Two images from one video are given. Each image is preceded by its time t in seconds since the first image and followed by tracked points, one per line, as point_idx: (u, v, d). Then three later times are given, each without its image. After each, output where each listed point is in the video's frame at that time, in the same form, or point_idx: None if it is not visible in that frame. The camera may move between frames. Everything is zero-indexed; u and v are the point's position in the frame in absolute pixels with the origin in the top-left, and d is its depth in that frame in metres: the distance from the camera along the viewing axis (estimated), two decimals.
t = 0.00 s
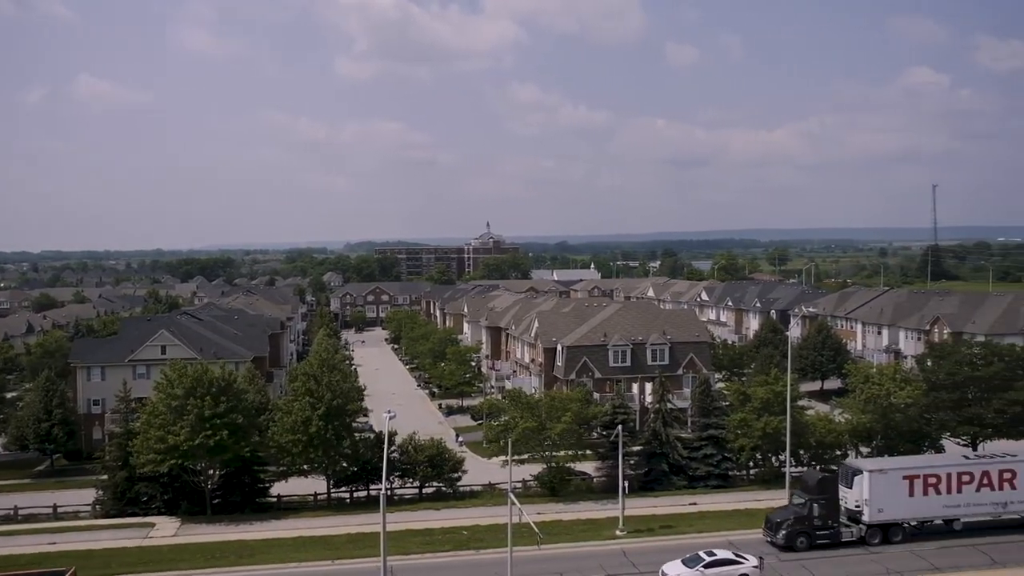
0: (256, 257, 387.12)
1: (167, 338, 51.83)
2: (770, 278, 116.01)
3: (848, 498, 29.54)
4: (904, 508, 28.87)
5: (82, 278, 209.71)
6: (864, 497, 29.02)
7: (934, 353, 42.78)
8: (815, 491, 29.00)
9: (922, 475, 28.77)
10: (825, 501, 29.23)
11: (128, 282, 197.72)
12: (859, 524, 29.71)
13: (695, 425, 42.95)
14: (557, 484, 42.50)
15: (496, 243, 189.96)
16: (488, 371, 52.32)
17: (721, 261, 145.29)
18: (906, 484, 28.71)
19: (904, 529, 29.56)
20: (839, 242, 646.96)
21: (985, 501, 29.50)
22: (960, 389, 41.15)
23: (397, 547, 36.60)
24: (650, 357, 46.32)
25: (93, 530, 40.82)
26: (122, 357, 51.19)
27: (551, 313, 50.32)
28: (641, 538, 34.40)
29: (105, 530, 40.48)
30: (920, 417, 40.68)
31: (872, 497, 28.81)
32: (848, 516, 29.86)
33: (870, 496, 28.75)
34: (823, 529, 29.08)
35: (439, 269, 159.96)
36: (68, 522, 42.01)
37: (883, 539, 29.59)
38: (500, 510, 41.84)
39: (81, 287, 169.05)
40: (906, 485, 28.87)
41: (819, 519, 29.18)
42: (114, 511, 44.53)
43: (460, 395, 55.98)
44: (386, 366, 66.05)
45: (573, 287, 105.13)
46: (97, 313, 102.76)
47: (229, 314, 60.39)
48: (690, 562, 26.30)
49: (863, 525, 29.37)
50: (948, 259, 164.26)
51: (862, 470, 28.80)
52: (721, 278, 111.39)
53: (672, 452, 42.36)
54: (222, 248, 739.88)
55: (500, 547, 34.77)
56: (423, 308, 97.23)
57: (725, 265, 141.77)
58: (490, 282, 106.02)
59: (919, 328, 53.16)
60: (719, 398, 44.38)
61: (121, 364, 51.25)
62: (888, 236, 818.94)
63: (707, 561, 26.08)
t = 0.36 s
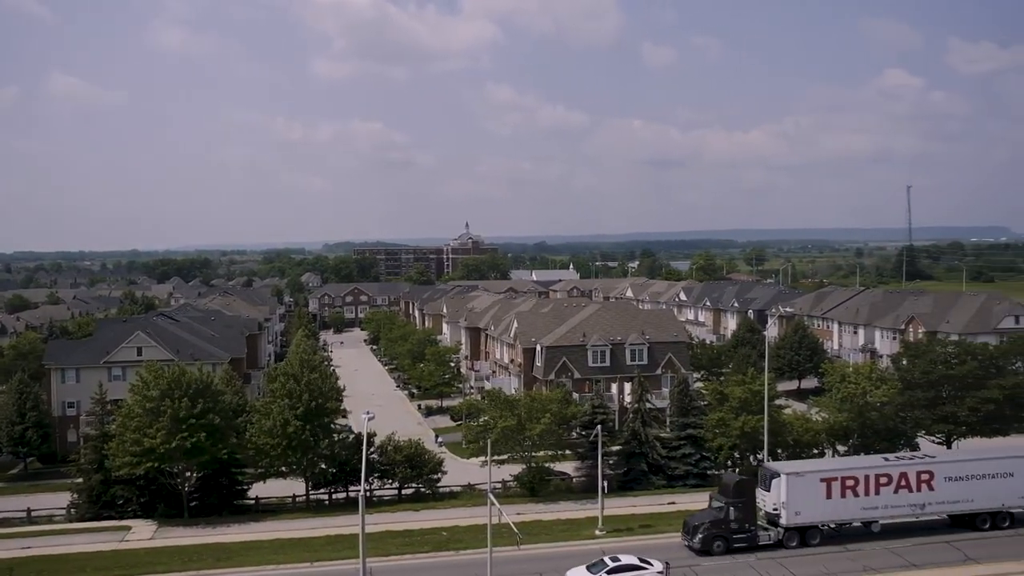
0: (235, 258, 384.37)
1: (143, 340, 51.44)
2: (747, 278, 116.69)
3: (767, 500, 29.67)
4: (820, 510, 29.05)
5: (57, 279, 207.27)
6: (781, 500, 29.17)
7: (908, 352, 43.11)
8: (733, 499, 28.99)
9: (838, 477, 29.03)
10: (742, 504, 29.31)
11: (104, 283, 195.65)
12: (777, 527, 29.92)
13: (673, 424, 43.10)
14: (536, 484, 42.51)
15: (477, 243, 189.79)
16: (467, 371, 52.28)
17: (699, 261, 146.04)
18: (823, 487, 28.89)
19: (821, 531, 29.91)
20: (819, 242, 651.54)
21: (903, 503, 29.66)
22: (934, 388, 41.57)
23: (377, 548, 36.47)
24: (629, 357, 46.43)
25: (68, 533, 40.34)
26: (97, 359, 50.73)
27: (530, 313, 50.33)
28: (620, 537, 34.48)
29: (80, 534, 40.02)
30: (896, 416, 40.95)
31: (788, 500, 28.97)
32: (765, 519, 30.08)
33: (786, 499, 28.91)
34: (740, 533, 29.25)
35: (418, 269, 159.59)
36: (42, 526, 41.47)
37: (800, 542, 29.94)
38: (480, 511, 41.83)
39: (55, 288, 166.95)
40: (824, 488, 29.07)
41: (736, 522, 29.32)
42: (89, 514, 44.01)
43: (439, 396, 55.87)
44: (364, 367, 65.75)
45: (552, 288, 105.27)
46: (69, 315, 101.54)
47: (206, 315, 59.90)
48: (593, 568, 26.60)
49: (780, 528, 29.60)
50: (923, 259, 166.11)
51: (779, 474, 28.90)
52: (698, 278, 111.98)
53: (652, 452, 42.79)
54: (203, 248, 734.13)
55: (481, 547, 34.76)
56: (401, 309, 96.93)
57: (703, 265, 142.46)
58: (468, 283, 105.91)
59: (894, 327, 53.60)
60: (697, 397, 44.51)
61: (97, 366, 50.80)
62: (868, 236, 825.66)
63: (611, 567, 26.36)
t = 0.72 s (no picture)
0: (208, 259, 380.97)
1: (111, 342, 50.75)
2: (717, 279, 117.67)
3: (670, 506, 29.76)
4: (724, 515, 29.28)
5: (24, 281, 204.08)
6: (684, 505, 29.30)
7: (877, 352, 43.53)
8: (633, 506, 28.83)
9: (742, 482, 29.36)
10: (644, 510, 29.22)
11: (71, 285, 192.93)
12: (681, 533, 29.99)
13: (645, 425, 43.12)
14: (509, 485, 42.65)
15: (451, 244, 189.53)
16: (440, 373, 52.19)
17: (671, 262, 146.94)
18: (728, 491, 29.15)
19: (725, 537, 30.03)
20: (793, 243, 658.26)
21: (807, 507, 30.04)
22: (902, 387, 42.05)
23: (349, 551, 36.26)
24: (601, 358, 46.56)
25: (33, 539, 39.69)
26: (63, 362, 49.98)
27: (503, 314, 50.32)
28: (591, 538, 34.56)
29: (46, 540, 39.39)
30: (864, 415, 41.39)
31: (691, 505, 29.12)
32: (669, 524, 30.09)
33: (689, 504, 29.03)
34: (641, 538, 29.21)
35: (392, 270, 159.06)
36: (6, 531, 40.76)
37: (704, 547, 29.97)
38: (453, 512, 41.74)
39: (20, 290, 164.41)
40: (727, 493, 29.35)
41: (637, 528, 29.24)
42: (55, 520, 43.30)
43: (411, 398, 55.67)
44: (336, 369, 65.31)
45: (524, 289, 105.38)
46: (32, 318, 99.90)
47: (175, 317, 59.20)
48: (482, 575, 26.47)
49: (684, 534, 29.66)
50: (891, 260, 168.54)
51: (683, 479, 29.00)
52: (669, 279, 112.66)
53: (624, 452, 42.94)
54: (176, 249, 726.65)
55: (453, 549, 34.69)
56: (374, 310, 96.62)
57: (675, 266, 143.38)
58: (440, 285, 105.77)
59: (863, 327, 54.18)
60: (669, 397, 44.63)
61: (63, 369, 50.04)
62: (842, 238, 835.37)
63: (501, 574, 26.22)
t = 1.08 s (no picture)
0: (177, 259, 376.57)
1: (76, 344, 49.90)
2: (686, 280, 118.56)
3: (580, 513, 29.42)
4: (634, 520, 28.95)
5: None
6: (592, 511, 28.90)
7: (843, 352, 43.97)
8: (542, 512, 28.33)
9: (652, 487, 28.96)
10: (550, 517, 28.85)
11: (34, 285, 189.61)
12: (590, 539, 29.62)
13: (615, 425, 43.15)
14: (480, 486, 42.38)
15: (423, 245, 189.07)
16: (411, 374, 52.01)
17: (641, 263, 147.77)
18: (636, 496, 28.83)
19: (634, 543, 29.71)
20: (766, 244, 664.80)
21: (718, 512, 29.83)
22: (867, 387, 42.54)
23: (319, 553, 35.99)
24: (572, 358, 46.65)
25: None
26: (26, 365, 49.04)
27: (473, 315, 50.27)
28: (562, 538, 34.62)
29: (8, 545, 38.67)
30: (831, 415, 41.82)
31: (599, 510, 28.71)
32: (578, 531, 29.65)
33: (597, 510, 28.64)
34: (548, 544, 28.74)
35: (363, 271, 158.28)
36: None
37: (613, 554, 29.62)
38: (424, 514, 41.61)
39: None
40: (636, 498, 28.95)
41: (544, 535, 28.82)
42: (17, 525, 42.48)
43: (382, 399, 55.40)
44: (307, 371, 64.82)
45: (495, 290, 105.41)
46: None
47: (141, 318, 58.37)
48: None
49: (592, 540, 29.27)
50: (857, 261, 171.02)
51: (591, 484, 28.56)
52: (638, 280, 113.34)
53: (594, 453, 42.39)
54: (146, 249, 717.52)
55: (424, 550, 34.58)
56: (344, 312, 96.04)
57: (645, 267, 144.20)
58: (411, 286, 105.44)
59: (829, 328, 54.78)
60: (639, 398, 44.85)
61: (26, 372, 49.10)
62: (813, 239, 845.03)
63: None
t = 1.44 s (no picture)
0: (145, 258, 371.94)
1: (39, 345, 48.91)
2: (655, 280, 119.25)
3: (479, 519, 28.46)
4: (533, 527, 28.15)
5: None
6: (491, 518, 28.02)
7: (809, 352, 44.33)
8: (441, 518, 27.13)
9: (551, 493, 28.27)
10: (446, 523, 27.77)
11: None
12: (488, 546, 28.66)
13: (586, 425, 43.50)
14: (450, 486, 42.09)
15: (394, 244, 188.35)
16: (380, 374, 51.78)
17: (611, 262, 148.47)
18: (537, 502, 28.08)
19: (535, 550, 28.88)
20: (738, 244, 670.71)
21: (620, 517, 29.20)
22: (833, 386, 42.95)
23: (286, 556, 35.61)
24: (542, 358, 46.73)
25: None
26: None
27: (443, 315, 50.16)
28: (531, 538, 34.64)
29: None
30: (798, 413, 42.24)
31: (497, 517, 27.88)
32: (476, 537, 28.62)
33: (495, 517, 27.76)
34: (443, 552, 27.57)
35: (334, 270, 157.34)
36: None
37: (512, 561, 28.74)
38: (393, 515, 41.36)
39: None
40: (536, 504, 28.22)
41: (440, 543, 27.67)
42: None
43: (351, 400, 55.12)
44: (275, 371, 64.19)
45: (465, 290, 105.32)
46: None
47: (106, 319, 57.50)
48: None
49: (490, 547, 28.29)
50: (824, 262, 173.33)
51: (490, 490, 27.72)
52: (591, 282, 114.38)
53: (564, 452, 42.45)
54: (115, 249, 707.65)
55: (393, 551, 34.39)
56: (313, 312, 95.41)
57: (615, 267, 144.89)
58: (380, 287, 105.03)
59: (796, 327, 55.35)
60: (608, 397, 45.13)
61: None
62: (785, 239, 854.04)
63: None
